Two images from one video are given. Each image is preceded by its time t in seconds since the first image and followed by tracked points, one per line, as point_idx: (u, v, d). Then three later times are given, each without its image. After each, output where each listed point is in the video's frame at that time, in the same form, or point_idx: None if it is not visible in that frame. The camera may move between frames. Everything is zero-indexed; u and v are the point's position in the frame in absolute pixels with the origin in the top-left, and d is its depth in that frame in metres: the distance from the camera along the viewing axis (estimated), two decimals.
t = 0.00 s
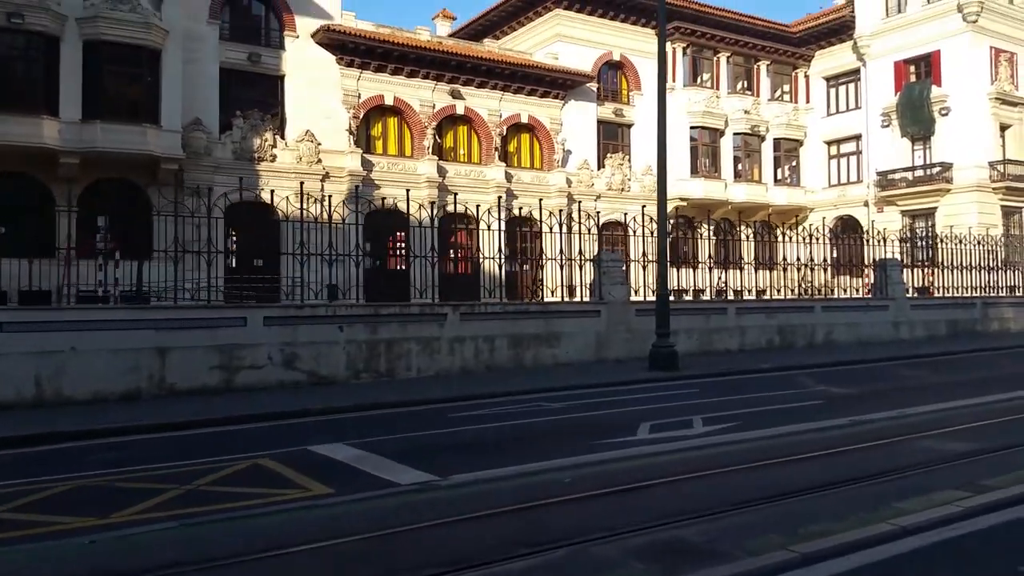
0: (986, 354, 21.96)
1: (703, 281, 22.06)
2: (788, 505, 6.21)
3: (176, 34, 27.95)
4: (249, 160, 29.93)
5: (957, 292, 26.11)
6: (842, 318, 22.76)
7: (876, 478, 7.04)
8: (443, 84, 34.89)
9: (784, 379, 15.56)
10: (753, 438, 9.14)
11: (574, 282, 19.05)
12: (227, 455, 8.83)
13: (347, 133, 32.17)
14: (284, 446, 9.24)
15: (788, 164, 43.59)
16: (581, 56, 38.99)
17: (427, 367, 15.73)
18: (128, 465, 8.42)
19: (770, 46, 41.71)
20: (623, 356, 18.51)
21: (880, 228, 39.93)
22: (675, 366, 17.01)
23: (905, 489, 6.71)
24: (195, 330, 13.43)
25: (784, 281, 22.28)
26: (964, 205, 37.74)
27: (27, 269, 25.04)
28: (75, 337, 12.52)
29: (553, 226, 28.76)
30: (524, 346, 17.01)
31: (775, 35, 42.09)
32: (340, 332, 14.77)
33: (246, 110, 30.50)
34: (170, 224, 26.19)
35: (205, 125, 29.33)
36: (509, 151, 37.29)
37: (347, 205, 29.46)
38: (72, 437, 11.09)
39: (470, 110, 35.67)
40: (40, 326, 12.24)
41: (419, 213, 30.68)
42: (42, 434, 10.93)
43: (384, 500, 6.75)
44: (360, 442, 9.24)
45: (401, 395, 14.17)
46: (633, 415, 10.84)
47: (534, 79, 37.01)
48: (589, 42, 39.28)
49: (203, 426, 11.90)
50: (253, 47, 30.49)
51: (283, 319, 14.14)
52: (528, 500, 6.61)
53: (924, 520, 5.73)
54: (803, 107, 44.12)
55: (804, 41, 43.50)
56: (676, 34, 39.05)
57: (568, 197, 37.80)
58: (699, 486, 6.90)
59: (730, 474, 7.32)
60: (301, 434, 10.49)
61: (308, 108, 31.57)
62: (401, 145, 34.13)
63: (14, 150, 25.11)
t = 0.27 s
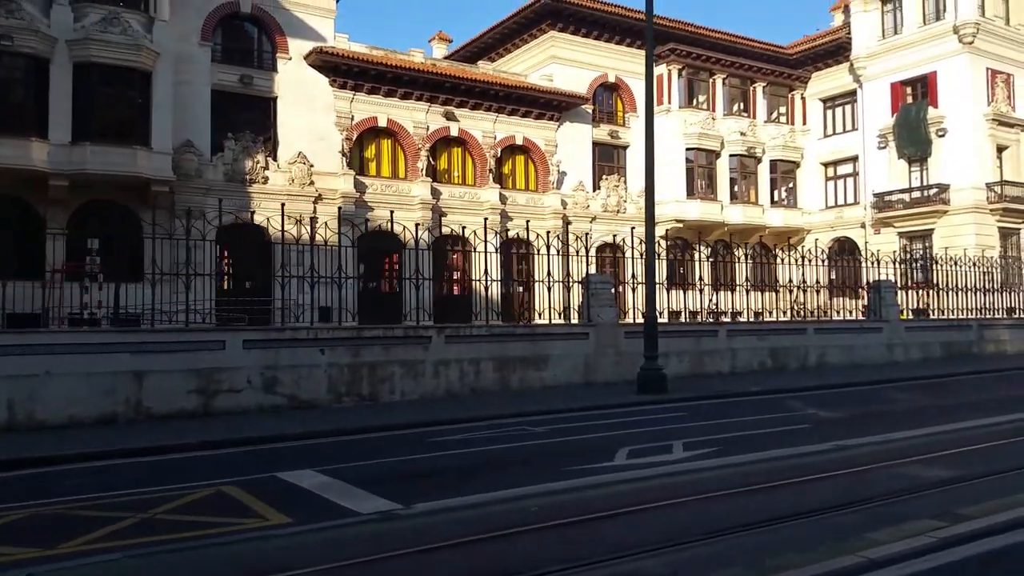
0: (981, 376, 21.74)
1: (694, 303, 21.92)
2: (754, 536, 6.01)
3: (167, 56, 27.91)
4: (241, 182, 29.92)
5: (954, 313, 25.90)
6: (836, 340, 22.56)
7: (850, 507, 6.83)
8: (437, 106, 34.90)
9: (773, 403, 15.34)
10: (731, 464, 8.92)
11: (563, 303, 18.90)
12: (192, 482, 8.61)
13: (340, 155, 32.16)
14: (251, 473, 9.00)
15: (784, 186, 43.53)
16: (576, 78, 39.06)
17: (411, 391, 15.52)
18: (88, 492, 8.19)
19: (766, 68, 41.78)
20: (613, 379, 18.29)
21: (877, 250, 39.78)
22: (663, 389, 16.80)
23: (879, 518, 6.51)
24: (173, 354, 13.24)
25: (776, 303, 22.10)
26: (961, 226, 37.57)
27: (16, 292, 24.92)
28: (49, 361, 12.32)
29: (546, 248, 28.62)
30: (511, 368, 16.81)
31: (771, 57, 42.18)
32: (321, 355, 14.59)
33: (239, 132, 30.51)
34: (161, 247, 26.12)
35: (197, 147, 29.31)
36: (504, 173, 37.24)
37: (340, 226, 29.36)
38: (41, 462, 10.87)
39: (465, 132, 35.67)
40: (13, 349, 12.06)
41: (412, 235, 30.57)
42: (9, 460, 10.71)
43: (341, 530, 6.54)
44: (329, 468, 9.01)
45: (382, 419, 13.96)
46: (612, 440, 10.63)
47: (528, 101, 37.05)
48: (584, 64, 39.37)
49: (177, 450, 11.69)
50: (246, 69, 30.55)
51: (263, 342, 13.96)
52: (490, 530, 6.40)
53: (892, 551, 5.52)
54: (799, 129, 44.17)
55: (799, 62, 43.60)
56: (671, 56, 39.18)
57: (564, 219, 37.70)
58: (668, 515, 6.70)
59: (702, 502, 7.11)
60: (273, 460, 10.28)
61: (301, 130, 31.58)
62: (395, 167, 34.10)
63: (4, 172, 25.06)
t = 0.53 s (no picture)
0: (977, 385, 21.50)
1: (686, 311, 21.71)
2: (722, 551, 5.80)
3: (158, 62, 27.81)
4: (233, 189, 29.80)
5: (950, 322, 25.67)
6: (830, 349, 22.32)
7: (826, 520, 6.62)
8: (432, 114, 34.77)
9: (762, 412, 15.14)
10: (710, 475, 8.68)
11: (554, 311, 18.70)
12: (157, 493, 8.38)
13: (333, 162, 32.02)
14: (219, 484, 8.78)
15: (782, 194, 43.39)
16: (572, 85, 38.95)
17: (395, 400, 15.31)
18: (49, 504, 7.97)
19: (763, 75, 41.65)
20: (603, 388, 18.07)
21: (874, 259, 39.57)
22: (653, 398, 16.58)
23: (854, 532, 6.29)
24: (150, 361, 13.05)
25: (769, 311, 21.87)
26: (959, 235, 37.33)
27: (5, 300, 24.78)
28: (24, 369, 12.12)
29: (540, 256, 28.42)
30: (498, 377, 16.60)
31: (768, 65, 42.06)
32: (303, 364, 14.38)
33: (231, 140, 30.40)
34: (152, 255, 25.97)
35: (189, 154, 29.20)
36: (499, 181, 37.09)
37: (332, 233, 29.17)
38: (11, 472, 10.66)
39: (459, 139, 35.53)
40: None
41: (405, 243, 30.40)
42: None
43: (298, 543, 6.32)
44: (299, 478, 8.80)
45: (363, 428, 13.74)
46: (593, 450, 10.41)
47: (523, 108, 36.93)
48: (579, 71, 39.27)
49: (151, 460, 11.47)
50: (238, 76, 30.46)
51: (243, 350, 13.77)
52: (451, 544, 6.18)
53: (864, 567, 5.31)
54: (797, 137, 44.07)
55: (797, 70, 43.49)
56: (667, 64, 39.09)
57: (559, 227, 37.53)
58: (636, 528, 6.48)
59: (676, 515, 6.88)
60: (245, 471, 10.06)
61: (294, 137, 31.47)
62: (389, 174, 33.97)
63: None
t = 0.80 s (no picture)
0: (972, 392, 21.26)
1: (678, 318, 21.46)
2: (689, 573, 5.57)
3: (148, 66, 27.63)
4: (224, 194, 29.60)
5: (946, 327, 25.40)
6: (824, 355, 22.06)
7: (802, 539, 6.38)
8: (425, 118, 34.56)
9: (751, 420, 14.90)
10: (689, 489, 8.43)
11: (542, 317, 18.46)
12: (118, 508, 8.13)
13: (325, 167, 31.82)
14: (184, 498, 8.52)
15: (779, 198, 43.16)
16: (567, 89, 38.75)
17: (378, 408, 15.07)
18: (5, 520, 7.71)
19: (760, 79, 41.43)
20: (591, 396, 17.83)
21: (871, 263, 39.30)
22: (641, 406, 16.33)
23: (829, 551, 6.05)
24: (126, 370, 12.81)
25: (762, 317, 21.61)
26: (957, 239, 37.05)
27: None
28: None
29: (532, 261, 28.19)
30: (484, 384, 16.36)
31: (765, 68, 41.85)
32: (283, 372, 14.14)
33: (222, 144, 30.20)
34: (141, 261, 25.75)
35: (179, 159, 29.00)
36: (494, 185, 36.86)
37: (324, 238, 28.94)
38: None
39: (453, 143, 35.32)
40: None
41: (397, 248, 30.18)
42: None
43: (252, 563, 6.08)
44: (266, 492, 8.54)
45: (344, 437, 13.48)
46: (571, 461, 10.16)
47: (518, 112, 36.72)
48: (575, 75, 39.07)
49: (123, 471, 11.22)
50: (229, 80, 30.27)
51: (221, 359, 13.54)
52: (409, 564, 5.94)
53: None
54: (794, 141, 43.86)
55: (794, 74, 43.28)
56: (663, 68, 38.90)
57: (554, 231, 37.29)
58: (605, 547, 6.25)
59: (648, 532, 6.65)
60: (215, 484, 9.82)
61: (285, 141, 31.29)
62: (382, 179, 33.76)
63: None
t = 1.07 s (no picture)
0: (966, 396, 21.08)
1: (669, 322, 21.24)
2: None
3: (138, 69, 27.51)
4: (215, 197, 29.43)
5: (941, 331, 25.17)
6: (817, 360, 21.84)
7: (770, 551, 6.22)
8: (418, 120, 34.41)
9: (738, 425, 14.72)
10: (663, 497, 8.26)
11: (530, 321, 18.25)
12: (79, 517, 7.96)
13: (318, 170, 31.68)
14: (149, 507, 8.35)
15: (775, 202, 42.99)
16: (562, 92, 38.60)
17: (360, 413, 14.89)
18: None
19: (756, 82, 41.24)
20: (579, 401, 17.62)
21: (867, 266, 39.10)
22: (628, 411, 16.13)
23: (796, 564, 5.89)
24: (101, 375, 12.64)
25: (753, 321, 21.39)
26: (953, 242, 36.83)
27: None
28: None
29: (525, 264, 28.00)
30: (469, 389, 16.17)
31: (761, 71, 41.64)
32: (263, 377, 13.97)
33: (213, 147, 30.06)
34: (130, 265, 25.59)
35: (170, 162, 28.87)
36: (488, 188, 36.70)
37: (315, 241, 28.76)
38: None
39: (447, 146, 35.16)
40: None
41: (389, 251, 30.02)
42: None
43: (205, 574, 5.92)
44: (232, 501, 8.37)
45: (323, 443, 13.30)
46: (548, 468, 9.99)
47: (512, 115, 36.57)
48: (569, 77, 38.92)
49: (95, 477, 11.04)
50: (221, 83, 30.14)
51: (199, 363, 13.38)
52: None
53: None
54: (791, 144, 43.68)
55: (791, 76, 43.09)
56: (659, 70, 38.74)
57: (549, 234, 37.12)
58: (567, 559, 6.10)
59: (614, 544, 6.50)
60: (185, 493, 9.66)
61: (277, 144, 31.15)
62: (375, 182, 33.61)
63: None
